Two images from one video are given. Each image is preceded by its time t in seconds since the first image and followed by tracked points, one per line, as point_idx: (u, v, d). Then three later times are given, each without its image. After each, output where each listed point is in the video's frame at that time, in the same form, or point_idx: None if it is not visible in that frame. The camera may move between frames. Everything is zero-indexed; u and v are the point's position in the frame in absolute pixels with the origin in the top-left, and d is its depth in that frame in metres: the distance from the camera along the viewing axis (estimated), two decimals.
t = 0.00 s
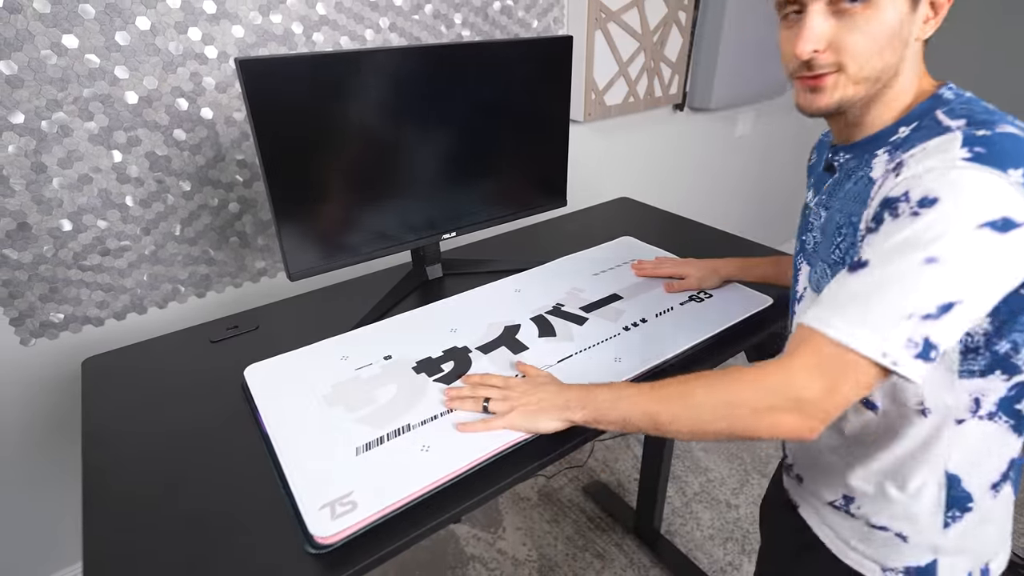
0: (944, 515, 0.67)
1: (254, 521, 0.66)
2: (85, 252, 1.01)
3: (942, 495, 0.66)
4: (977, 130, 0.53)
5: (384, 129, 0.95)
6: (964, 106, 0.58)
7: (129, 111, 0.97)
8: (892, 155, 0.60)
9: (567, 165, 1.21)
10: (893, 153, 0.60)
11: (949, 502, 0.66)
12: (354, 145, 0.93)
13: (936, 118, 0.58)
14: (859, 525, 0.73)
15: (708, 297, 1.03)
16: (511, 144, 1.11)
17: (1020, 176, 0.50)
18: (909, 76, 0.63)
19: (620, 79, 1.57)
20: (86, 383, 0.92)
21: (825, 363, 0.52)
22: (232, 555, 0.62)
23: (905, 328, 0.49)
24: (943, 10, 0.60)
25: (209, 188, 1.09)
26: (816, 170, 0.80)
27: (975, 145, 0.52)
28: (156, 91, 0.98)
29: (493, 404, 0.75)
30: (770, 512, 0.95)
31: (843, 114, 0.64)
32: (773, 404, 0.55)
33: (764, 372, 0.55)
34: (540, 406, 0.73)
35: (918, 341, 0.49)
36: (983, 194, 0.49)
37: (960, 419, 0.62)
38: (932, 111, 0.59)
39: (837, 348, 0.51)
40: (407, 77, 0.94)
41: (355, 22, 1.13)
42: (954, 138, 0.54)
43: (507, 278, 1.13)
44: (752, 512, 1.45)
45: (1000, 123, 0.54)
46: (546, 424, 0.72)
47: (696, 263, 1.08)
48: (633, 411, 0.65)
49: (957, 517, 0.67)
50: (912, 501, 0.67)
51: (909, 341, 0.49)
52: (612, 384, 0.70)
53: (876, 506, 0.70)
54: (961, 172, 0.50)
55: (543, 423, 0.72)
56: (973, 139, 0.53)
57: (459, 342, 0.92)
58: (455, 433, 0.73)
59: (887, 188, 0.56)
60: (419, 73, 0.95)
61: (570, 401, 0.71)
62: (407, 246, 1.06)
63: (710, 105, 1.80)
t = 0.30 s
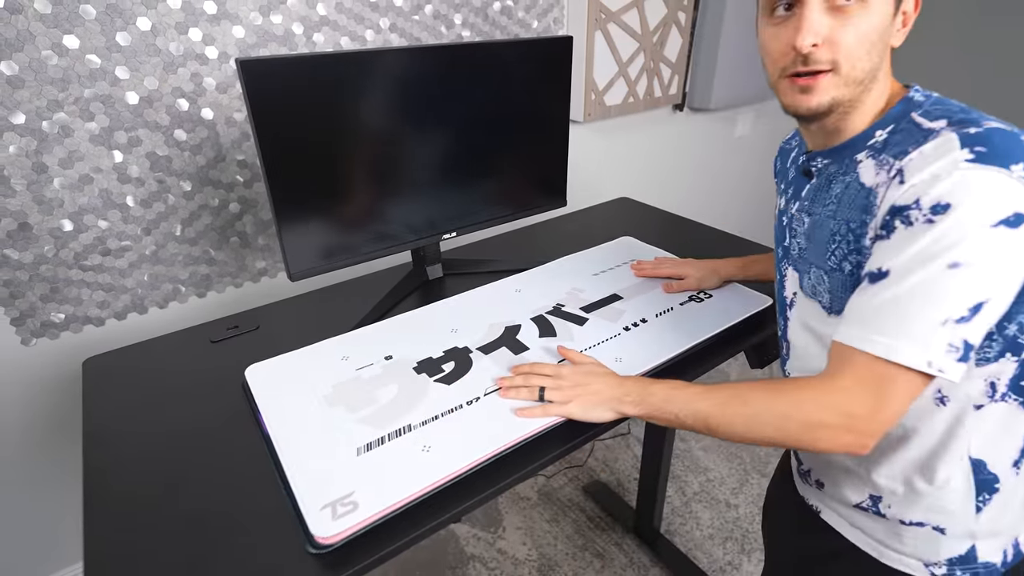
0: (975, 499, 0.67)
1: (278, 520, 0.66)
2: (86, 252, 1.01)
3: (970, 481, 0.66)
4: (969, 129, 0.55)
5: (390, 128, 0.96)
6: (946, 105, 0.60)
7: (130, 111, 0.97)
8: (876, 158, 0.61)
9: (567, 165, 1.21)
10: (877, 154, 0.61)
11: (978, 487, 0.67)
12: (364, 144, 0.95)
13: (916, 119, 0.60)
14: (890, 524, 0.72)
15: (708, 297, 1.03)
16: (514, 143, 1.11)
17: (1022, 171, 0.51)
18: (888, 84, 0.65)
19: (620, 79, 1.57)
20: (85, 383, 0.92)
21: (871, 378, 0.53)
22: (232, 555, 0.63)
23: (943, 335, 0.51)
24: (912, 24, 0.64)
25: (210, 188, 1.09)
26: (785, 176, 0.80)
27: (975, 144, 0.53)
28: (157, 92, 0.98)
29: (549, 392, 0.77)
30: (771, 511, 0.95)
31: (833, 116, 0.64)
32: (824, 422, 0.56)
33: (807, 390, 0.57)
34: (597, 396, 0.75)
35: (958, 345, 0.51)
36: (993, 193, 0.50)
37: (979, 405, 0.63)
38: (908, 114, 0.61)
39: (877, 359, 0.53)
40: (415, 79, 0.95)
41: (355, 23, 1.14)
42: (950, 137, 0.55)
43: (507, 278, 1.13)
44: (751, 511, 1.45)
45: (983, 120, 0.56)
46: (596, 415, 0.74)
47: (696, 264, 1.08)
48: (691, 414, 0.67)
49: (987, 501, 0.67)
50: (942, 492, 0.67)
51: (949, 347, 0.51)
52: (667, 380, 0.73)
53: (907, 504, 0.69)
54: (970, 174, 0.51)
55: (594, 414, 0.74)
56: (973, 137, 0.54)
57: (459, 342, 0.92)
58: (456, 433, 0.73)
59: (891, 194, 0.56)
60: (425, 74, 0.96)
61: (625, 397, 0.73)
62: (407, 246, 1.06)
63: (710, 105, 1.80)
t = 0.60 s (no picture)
0: (979, 505, 0.67)
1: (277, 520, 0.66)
2: (87, 252, 1.02)
3: (974, 488, 0.67)
4: (984, 131, 0.55)
5: (388, 128, 0.96)
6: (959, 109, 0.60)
7: (131, 111, 0.97)
8: (886, 160, 0.61)
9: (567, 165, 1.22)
10: (886, 156, 0.61)
11: (983, 493, 0.67)
12: (363, 144, 0.95)
13: (926, 123, 0.60)
14: (894, 530, 0.72)
15: (707, 297, 1.03)
16: (513, 143, 1.11)
17: None
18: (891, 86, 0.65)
19: (620, 80, 1.58)
20: (86, 382, 0.93)
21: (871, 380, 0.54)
22: (232, 555, 0.63)
23: (947, 340, 0.51)
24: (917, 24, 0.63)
25: (211, 188, 1.09)
26: (785, 179, 0.80)
27: (990, 147, 0.53)
28: (157, 92, 0.99)
29: (547, 394, 0.77)
30: (769, 510, 0.96)
31: (833, 122, 0.64)
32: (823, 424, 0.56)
33: (806, 392, 0.57)
34: (594, 399, 0.75)
35: (962, 351, 0.51)
36: (1006, 198, 0.50)
37: (981, 410, 0.63)
38: (917, 116, 0.61)
39: (879, 363, 0.53)
40: (412, 80, 0.95)
41: (355, 24, 1.14)
42: (965, 140, 0.55)
43: (506, 278, 1.13)
44: (751, 511, 1.46)
45: (998, 124, 0.56)
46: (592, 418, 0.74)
47: (694, 265, 1.09)
48: (689, 416, 0.67)
49: (991, 506, 0.67)
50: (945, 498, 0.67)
51: (953, 352, 0.51)
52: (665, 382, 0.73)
53: (910, 512, 0.70)
54: (984, 178, 0.51)
55: (591, 416, 0.74)
56: (988, 140, 0.54)
57: (459, 343, 0.92)
58: (456, 433, 0.74)
59: (902, 198, 0.57)
60: (422, 74, 0.96)
61: (621, 399, 0.73)
62: (407, 247, 1.06)
63: (709, 105, 1.80)
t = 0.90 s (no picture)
0: (949, 530, 0.67)
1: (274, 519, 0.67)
2: (88, 252, 1.02)
3: (945, 512, 0.66)
4: (997, 151, 0.52)
5: (379, 129, 0.95)
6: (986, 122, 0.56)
7: (131, 112, 0.97)
8: (903, 172, 0.59)
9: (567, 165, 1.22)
10: (904, 169, 0.59)
11: (954, 519, 0.66)
12: (354, 148, 0.94)
13: (951, 134, 0.57)
14: (862, 536, 0.74)
15: (707, 297, 1.03)
16: (512, 144, 1.11)
17: None
18: (893, 89, 0.60)
19: (620, 80, 1.58)
20: (87, 382, 0.93)
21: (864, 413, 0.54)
22: (232, 555, 0.63)
23: (944, 372, 0.50)
24: (907, 18, 0.55)
25: (211, 188, 1.09)
26: (828, 172, 0.78)
27: (998, 169, 0.51)
28: (157, 93, 0.99)
29: (548, 391, 0.77)
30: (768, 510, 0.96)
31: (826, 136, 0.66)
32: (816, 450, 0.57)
33: (804, 416, 0.57)
34: (594, 397, 0.75)
35: (958, 384, 0.50)
36: (1011, 226, 0.48)
37: (968, 437, 0.63)
38: (947, 124, 0.58)
39: (872, 389, 0.53)
40: (403, 80, 0.95)
41: (355, 24, 1.14)
42: (973, 161, 0.53)
43: (506, 278, 1.13)
44: (750, 511, 1.46)
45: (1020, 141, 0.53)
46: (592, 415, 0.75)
47: (694, 263, 1.09)
48: (684, 426, 0.68)
49: (961, 534, 0.66)
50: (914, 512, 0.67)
51: (949, 385, 0.50)
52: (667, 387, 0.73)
53: (880, 521, 0.71)
54: (990, 206, 0.49)
55: (592, 413, 0.75)
56: (997, 162, 0.51)
57: (459, 343, 0.92)
58: (456, 434, 0.74)
59: (903, 218, 0.56)
60: (414, 75, 0.95)
61: (621, 399, 0.74)
62: (407, 246, 1.07)
63: (709, 106, 1.80)
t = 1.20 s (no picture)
0: (891, 565, 0.65)
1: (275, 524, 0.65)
2: (89, 252, 1.02)
3: (890, 546, 0.64)
4: (978, 186, 0.49)
5: (363, 134, 0.94)
6: (985, 143, 0.52)
7: (132, 112, 0.98)
8: (891, 196, 0.56)
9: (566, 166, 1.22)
10: (893, 193, 0.56)
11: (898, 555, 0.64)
12: (336, 155, 0.93)
13: (952, 156, 0.53)
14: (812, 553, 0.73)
15: (705, 297, 1.03)
16: (508, 144, 1.11)
17: None
18: (911, 102, 0.55)
19: (620, 81, 1.58)
20: (88, 382, 0.93)
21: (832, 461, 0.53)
22: (232, 555, 0.63)
23: (912, 430, 0.49)
24: (927, 24, 0.50)
25: (212, 188, 1.09)
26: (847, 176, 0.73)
27: (972, 210, 0.48)
28: (158, 93, 0.99)
29: (548, 390, 0.78)
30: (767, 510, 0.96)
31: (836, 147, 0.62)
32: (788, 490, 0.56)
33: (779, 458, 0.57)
34: (592, 397, 0.76)
35: (926, 443, 0.49)
36: (982, 273, 0.46)
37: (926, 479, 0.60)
38: (952, 143, 0.53)
39: (841, 445, 0.52)
40: (382, 82, 0.93)
41: (356, 24, 1.14)
42: (950, 199, 0.50)
43: (506, 278, 1.13)
44: (750, 510, 1.46)
45: (1013, 176, 0.49)
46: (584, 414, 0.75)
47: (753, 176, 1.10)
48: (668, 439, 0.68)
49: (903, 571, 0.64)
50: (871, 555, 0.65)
51: (916, 444, 0.49)
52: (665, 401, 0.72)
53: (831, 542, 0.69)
54: (959, 249, 0.47)
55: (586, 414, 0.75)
56: (973, 202, 0.48)
57: (458, 343, 0.92)
58: (456, 433, 0.74)
59: (874, 250, 0.54)
60: (396, 78, 0.94)
61: (615, 402, 0.74)
62: (407, 246, 1.07)
63: (708, 106, 1.81)
